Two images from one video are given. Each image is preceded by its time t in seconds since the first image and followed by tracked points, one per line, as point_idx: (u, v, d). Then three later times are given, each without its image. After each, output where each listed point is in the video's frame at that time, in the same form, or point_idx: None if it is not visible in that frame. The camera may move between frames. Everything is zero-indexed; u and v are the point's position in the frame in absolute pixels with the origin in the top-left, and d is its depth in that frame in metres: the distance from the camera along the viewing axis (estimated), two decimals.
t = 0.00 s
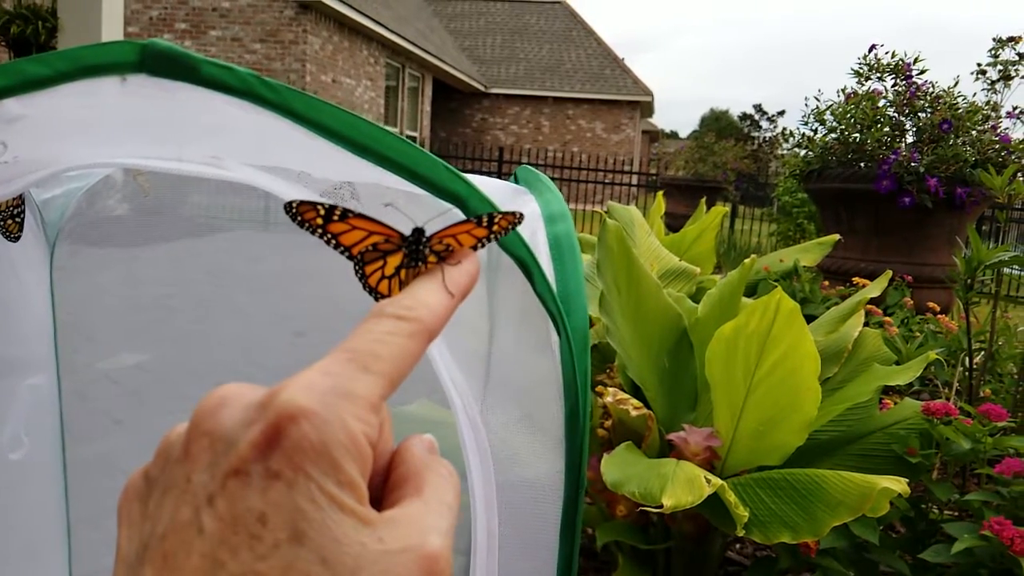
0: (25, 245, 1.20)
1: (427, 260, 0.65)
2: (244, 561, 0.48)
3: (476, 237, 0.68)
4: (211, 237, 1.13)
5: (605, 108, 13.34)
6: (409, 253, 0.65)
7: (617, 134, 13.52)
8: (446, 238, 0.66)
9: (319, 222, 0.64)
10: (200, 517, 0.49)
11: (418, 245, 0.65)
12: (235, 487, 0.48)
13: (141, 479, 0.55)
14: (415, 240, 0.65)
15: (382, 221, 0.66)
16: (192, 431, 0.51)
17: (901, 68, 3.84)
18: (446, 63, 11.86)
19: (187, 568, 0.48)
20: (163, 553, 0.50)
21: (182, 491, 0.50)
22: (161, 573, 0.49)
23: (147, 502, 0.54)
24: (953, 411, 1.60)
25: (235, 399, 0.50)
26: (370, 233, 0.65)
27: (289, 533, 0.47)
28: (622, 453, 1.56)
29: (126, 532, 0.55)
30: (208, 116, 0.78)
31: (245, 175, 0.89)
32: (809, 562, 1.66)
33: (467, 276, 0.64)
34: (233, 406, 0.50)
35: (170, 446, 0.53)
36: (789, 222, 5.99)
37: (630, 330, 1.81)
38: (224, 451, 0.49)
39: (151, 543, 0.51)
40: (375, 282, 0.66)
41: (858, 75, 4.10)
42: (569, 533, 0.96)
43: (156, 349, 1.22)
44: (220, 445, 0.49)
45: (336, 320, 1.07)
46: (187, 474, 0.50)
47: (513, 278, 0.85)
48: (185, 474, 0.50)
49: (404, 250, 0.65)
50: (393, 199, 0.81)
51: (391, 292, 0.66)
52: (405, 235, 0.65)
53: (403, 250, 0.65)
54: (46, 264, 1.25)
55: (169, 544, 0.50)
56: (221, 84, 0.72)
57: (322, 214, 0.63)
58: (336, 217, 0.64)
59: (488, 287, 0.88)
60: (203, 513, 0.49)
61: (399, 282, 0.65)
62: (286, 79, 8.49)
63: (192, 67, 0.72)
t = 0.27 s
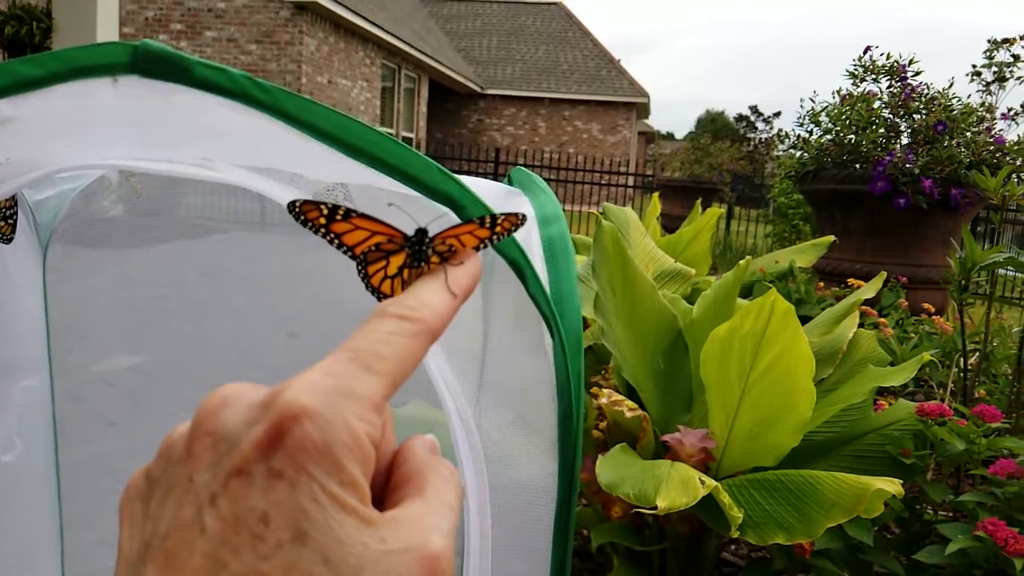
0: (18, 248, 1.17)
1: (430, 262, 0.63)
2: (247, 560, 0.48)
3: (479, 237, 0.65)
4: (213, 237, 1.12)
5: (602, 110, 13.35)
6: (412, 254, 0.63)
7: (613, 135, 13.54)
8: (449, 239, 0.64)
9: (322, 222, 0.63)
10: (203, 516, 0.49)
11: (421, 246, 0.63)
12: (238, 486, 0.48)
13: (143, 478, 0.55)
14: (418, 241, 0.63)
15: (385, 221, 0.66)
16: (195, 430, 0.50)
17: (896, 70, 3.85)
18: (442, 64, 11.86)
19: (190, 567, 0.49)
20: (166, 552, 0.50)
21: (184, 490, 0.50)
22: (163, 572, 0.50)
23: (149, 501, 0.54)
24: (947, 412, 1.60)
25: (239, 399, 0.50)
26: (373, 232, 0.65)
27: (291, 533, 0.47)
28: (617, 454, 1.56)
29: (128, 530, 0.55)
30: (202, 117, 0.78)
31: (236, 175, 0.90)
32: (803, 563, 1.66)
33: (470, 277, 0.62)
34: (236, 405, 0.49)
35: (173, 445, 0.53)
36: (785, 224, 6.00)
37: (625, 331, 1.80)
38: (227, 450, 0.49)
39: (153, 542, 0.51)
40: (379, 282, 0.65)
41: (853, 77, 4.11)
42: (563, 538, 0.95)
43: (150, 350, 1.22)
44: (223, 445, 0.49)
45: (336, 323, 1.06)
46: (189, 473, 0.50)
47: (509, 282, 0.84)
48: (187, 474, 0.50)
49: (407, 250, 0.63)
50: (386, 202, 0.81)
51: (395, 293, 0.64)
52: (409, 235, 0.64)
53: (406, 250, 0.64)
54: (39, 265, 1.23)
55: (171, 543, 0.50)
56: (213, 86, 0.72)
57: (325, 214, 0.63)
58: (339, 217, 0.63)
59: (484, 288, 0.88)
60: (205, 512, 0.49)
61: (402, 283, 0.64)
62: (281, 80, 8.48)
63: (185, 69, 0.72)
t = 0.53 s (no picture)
0: (9, 250, 1.16)
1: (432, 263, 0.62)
2: (249, 560, 0.47)
3: (480, 238, 0.65)
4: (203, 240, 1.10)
5: (597, 111, 13.36)
6: (414, 254, 0.62)
7: (608, 137, 13.55)
8: (450, 240, 0.63)
9: (324, 222, 0.64)
10: (205, 516, 0.49)
11: (422, 246, 0.62)
12: (240, 486, 0.47)
13: (144, 477, 0.54)
14: (419, 241, 0.62)
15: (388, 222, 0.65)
16: (196, 429, 0.50)
17: (890, 71, 3.87)
18: (438, 65, 11.86)
19: (192, 567, 0.48)
20: (167, 551, 0.49)
21: (186, 489, 0.50)
22: (165, 571, 0.49)
23: (150, 500, 0.53)
24: (939, 413, 1.61)
25: (240, 398, 0.49)
26: (375, 233, 0.64)
27: (293, 533, 0.46)
28: (611, 456, 1.56)
29: (129, 530, 0.54)
30: (193, 119, 0.78)
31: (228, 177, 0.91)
32: (797, 564, 1.66)
33: (472, 278, 0.61)
34: (238, 404, 0.49)
35: (175, 442, 0.52)
36: (780, 225, 6.02)
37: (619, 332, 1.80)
38: (229, 450, 0.48)
39: (155, 541, 0.50)
40: (380, 282, 0.64)
41: (847, 78, 4.12)
42: (556, 541, 0.95)
43: (143, 351, 1.21)
44: (225, 444, 0.48)
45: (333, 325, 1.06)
46: (191, 472, 0.49)
47: (502, 287, 0.84)
48: (189, 473, 0.49)
49: (409, 250, 0.62)
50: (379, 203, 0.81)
51: (396, 293, 0.63)
52: (410, 235, 0.62)
53: (408, 251, 0.63)
54: (30, 267, 1.21)
55: (173, 542, 0.49)
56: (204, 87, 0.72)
57: (327, 213, 0.63)
58: (341, 217, 0.64)
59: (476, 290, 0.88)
60: (207, 511, 0.48)
61: (403, 284, 0.63)
62: (276, 81, 8.46)
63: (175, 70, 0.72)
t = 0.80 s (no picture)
0: None
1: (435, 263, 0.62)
2: (253, 560, 0.46)
3: (483, 239, 0.64)
4: (196, 240, 1.06)
5: (593, 112, 13.38)
6: (417, 254, 0.61)
7: (604, 138, 13.57)
8: (454, 240, 0.62)
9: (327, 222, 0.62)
10: (208, 515, 0.47)
11: (425, 246, 0.61)
12: (244, 485, 0.46)
13: (148, 475, 0.53)
14: (422, 241, 0.61)
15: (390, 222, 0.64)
16: (199, 428, 0.49)
17: (885, 73, 3.89)
18: (434, 66, 11.86)
19: (194, 567, 0.47)
20: (171, 550, 0.48)
21: (188, 489, 0.48)
22: (167, 572, 0.48)
23: (152, 500, 0.52)
24: (933, 414, 1.61)
25: (244, 397, 0.48)
26: (379, 233, 0.63)
27: (296, 533, 0.46)
28: (606, 458, 1.56)
29: (129, 530, 0.52)
30: (185, 121, 0.78)
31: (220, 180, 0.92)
32: (791, 566, 1.66)
33: (475, 279, 0.60)
34: (241, 404, 0.48)
35: (178, 440, 0.50)
36: (775, 226, 6.04)
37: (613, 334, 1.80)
38: (233, 449, 0.47)
39: (156, 541, 0.49)
40: (382, 282, 0.64)
41: (842, 80, 4.14)
42: (548, 542, 0.95)
43: (138, 353, 1.16)
44: (228, 443, 0.47)
45: (337, 327, 1.02)
46: (194, 472, 0.48)
47: (495, 290, 0.84)
48: (191, 472, 0.48)
49: (412, 251, 0.61)
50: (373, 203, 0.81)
51: (399, 293, 0.63)
52: (412, 235, 0.62)
53: (411, 251, 0.61)
54: (22, 268, 1.15)
55: (176, 541, 0.48)
56: (196, 88, 0.73)
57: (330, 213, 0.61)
58: (343, 218, 0.61)
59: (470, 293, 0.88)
60: (210, 511, 0.47)
61: (407, 283, 0.62)
62: (271, 82, 8.44)
63: (166, 72, 0.73)
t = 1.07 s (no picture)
0: None
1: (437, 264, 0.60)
2: (256, 560, 0.46)
3: (485, 239, 0.64)
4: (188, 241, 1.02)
5: (588, 113, 13.40)
6: (419, 255, 0.60)
7: (599, 139, 13.59)
8: (456, 241, 0.61)
9: (328, 223, 0.62)
10: (211, 515, 0.47)
11: (428, 246, 0.60)
12: (247, 485, 0.46)
13: (149, 474, 0.52)
14: (425, 241, 0.60)
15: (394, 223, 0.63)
16: (201, 428, 0.48)
17: (879, 75, 3.90)
18: (429, 67, 11.85)
19: (197, 567, 0.47)
20: (173, 550, 0.48)
21: (191, 488, 0.48)
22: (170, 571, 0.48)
23: (153, 499, 0.51)
24: (927, 415, 1.62)
25: (247, 397, 0.48)
26: (381, 234, 0.62)
27: (299, 533, 0.45)
28: (602, 460, 1.57)
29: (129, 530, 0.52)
30: (175, 122, 0.79)
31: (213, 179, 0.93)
32: (786, 568, 1.66)
33: (478, 279, 0.59)
34: (244, 404, 0.47)
35: (179, 439, 0.50)
36: (770, 227, 6.05)
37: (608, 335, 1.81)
38: (235, 449, 0.47)
39: (159, 540, 0.49)
40: (383, 282, 0.63)
41: (836, 81, 4.14)
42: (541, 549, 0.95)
43: (132, 355, 1.13)
44: (231, 443, 0.47)
45: (340, 327, 0.99)
46: (197, 471, 0.48)
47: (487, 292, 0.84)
48: (194, 471, 0.48)
49: (414, 251, 0.61)
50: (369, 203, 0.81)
51: (401, 294, 0.62)
52: (415, 235, 0.61)
53: (413, 251, 0.61)
54: (13, 270, 1.11)
55: (178, 541, 0.48)
56: (184, 90, 0.74)
57: (331, 215, 0.61)
58: (345, 218, 0.61)
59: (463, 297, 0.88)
60: (212, 511, 0.47)
61: (409, 284, 0.61)
62: (267, 83, 8.42)
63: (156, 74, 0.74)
